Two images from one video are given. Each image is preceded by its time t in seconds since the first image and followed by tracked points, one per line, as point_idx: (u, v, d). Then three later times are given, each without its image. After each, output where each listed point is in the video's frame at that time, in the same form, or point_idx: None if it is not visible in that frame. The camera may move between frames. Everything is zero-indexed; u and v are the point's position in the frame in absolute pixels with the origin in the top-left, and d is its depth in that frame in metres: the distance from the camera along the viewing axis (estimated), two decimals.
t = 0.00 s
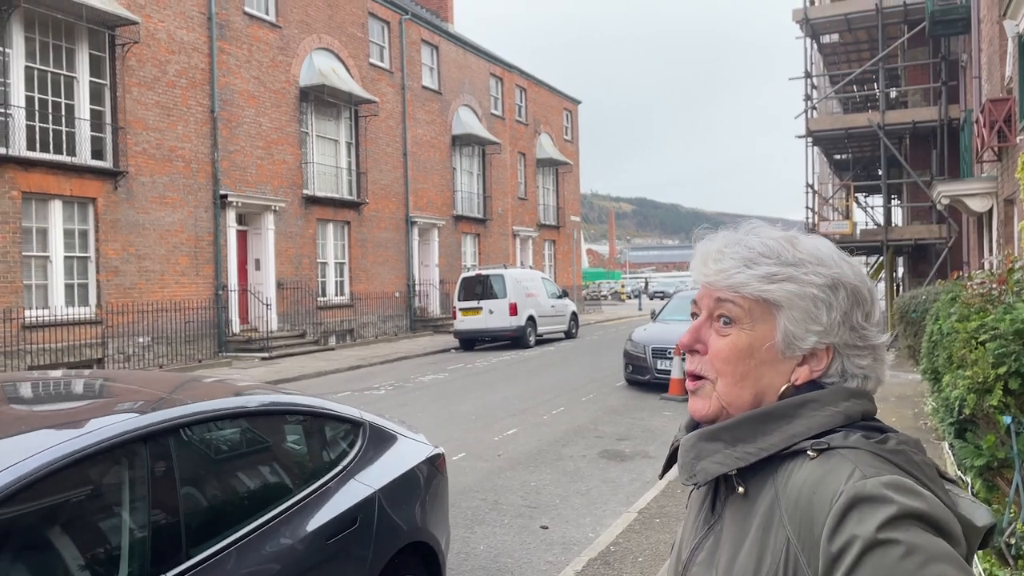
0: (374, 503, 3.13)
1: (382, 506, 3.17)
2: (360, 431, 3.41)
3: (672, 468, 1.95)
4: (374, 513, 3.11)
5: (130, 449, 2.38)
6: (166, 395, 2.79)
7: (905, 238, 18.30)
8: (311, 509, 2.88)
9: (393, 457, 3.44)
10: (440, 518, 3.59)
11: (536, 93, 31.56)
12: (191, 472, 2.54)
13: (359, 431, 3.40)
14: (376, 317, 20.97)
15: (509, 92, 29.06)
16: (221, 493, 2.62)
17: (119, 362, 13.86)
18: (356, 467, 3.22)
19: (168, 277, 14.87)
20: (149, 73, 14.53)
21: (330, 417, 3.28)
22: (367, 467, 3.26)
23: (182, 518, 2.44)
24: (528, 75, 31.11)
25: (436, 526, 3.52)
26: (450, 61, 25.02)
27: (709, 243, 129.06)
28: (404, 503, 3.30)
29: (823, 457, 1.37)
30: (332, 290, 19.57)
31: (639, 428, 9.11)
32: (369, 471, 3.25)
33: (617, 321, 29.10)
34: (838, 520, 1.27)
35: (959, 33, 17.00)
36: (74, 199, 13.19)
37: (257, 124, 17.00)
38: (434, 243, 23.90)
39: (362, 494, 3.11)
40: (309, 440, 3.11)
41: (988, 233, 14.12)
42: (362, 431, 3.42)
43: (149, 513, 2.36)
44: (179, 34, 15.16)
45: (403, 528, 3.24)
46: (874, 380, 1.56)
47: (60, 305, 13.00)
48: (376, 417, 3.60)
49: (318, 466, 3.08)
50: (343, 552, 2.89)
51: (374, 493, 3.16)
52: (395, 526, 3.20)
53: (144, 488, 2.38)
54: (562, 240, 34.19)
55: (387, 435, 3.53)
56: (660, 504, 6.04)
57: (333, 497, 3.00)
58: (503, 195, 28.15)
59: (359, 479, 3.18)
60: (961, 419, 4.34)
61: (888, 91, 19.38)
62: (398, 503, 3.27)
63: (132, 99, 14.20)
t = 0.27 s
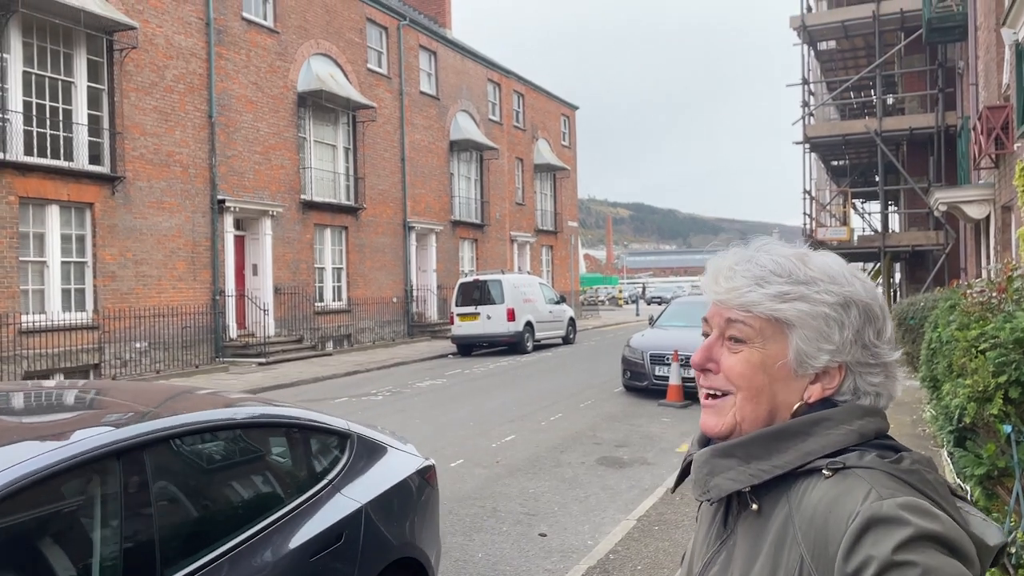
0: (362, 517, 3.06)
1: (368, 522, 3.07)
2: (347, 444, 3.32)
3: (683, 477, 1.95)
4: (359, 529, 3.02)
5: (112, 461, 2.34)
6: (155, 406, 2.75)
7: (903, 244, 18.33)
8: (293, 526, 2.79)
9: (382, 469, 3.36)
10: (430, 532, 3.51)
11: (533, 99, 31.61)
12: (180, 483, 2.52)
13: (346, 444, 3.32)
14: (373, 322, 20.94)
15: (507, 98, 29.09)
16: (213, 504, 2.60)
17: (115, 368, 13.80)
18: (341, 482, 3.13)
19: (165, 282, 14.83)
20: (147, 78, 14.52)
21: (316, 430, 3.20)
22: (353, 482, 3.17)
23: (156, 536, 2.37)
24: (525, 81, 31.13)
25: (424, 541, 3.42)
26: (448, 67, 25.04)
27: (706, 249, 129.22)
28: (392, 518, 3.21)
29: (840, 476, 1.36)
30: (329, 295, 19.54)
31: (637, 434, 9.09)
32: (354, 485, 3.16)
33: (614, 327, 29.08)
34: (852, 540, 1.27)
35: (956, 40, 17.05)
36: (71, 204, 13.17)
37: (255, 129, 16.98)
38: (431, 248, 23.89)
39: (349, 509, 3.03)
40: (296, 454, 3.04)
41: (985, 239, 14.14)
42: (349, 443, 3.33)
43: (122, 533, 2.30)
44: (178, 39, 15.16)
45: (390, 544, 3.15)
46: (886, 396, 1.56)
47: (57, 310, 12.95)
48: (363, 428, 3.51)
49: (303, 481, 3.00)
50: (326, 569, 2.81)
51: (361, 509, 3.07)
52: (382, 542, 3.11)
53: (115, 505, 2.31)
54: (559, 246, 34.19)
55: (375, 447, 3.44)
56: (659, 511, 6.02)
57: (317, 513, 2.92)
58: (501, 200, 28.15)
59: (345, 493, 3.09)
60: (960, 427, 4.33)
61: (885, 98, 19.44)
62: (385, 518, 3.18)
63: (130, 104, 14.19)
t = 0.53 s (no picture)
0: (350, 525, 3.01)
1: (355, 533, 3.01)
2: (335, 451, 3.27)
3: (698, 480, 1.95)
4: (345, 540, 2.96)
5: (100, 468, 2.32)
6: (140, 413, 2.70)
7: (894, 249, 18.41)
8: (277, 536, 2.73)
9: (372, 476, 3.31)
10: (420, 541, 3.45)
11: (526, 103, 31.64)
12: (171, 490, 2.52)
13: (334, 451, 3.26)
14: (366, 326, 20.88)
15: (500, 102, 29.12)
16: (205, 510, 2.59)
17: (107, 372, 13.71)
18: (328, 490, 3.07)
19: (156, 285, 14.76)
20: (139, 81, 14.46)
21: (303, 437, 3.14)
22: (340, 491, 3.11)
23: (133, 550, 2.32)
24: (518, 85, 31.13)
25: (412, 551, 3.35)
26: (441, 71, 25.04)
27: (698, 253, 129.58)
28: (379, 528, 3.15)
29: (855, 477, 1.37)
30: (322, 299, 19.47)
31: (631, 438, 9.08)
32: (341, 495, 3.09)
33: (607, 331, 29.09)
34: (868, 539, 1.28)
35: (946, 46, 17.17)
36: (62, 207, 13.09)
37: (247, 132, 16.93)
38: (424, 252, 23.86)
39: (337, 517, 2.98)
40: (284, 462, 2.98)
41: (976, 244, 14.23)
42: (338, 450, 3.28)
43: (97, 547, 2.25)
44: (170, 42, 15.11)
45: (378, 556, 3.08)
46: (900, 401, 1.56)
47: (47, 314, 12.86)
48: (351, 435, 3.45)
49: (290, 490, 2.94)
50: None
51: (347, 518, 3.01)
52: (369, 554, 3.04)
53: (93, 516, 2.26)
54: (551, 250, 34.21)
55: (364, 454, 3.38)
56: (655, 515, 6.01)
57: (303, 522, 2.86)
58: (493, 204, 28.14)
59: (333, 502, 3.04)
60: (954, 431, 4.36)
61: (876, 103, 19.55)
62: (373, 528, 3.12)
63: (122, 107, 14.12)
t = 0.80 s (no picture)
0: (336, 531, 2.93)
1: (340, 539, 2.93)
2: (321, 455, 3.20)
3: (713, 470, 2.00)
4: (330, 546, 2.88)
5: (79, 473, 2.25)
6: (128, 415, 2.68)
7: (879, 251, 18.59)
8: (260, 542, 2.65)
9: (359, 481, 3.24)
10: (406, 548, 3.37)
11: (513, 105, 31.70)
12: (157, 494, 2.46)
13: (320, 455, 3.19)
14: (353, 327, 20.81)
15: (487, 104, 29.13)
16: (192, 515, 2.54)
17: (92, 374, 13.60)
18: (313, 495, 3.00)
19: (143, 287, 14.67)
20: (125, 81, 14.37)
21: (288, 441, 3.07)
22: (326, 496, 3.04)
23: (115, 556, 2.26)
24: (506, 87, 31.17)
25: (397, 557, 3.26)
26: (428, 73, 25.04)
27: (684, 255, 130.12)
28: (365, 532, 3.08)
29: (863, 468, 1.41)
30: (309, 300, 19.41)
31: (620, 439, 9.13)
32: (327, 499, 3.02)
33: (594, 333, 29.18)
34: (872, 527, 1.32)
35: (929, 51, 17.38)
36: (47, 208, 12.98)
37: (235, 133, 16.85)
38: (411, 253, 23.83)
39: (323, 523, 2.91)
40: (268, 467, 2.92)
41: (960, 247, 14.40)
42: (324, 454, 3.21)
43: (73, 556, 2.17)
44: (157, 42, 15.02)
45: (362, 562, 3.00)
46: (910, 397, 1.60)
47: (32, 315, 12.75)
48: (337, 438, 3.38)
49: (274, 494, 2.88)
50: None
51: (333, 524, 2.94)
52: (354, 560, 2.97)
53: (68, 524, 2.18)
54: (539, 252, 34.28)
55: (349, 458, 3.31)
56: (645, 515, 6.04)
57: (287, 528, 2.78)
58: (481, 206, 28.17)
59: (318, 507, 2.96)
60: (943, 431, 4.41)
61: (861, 107, 19.74)
62: (360, 533, 3.05)
63: (108, 107, 14.03)
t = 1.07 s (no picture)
0: (313, 535, 2.90)
1: (318, 544, 2.91)
2: (298, 460, 3.19)
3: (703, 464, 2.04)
4: (307, 551, 2.85)
5: (49, 479, 2.23)
6: (107, 418, 2.67)
7: (858, 252, 18.81)
8: (235, 548, 2.63)
9: (338, 485, 3.23)
10: (386, 552, 3.34)
11: (496, 105, 31.72)
12: (134, 497, 2.46)
13: (297, 460, 3.18)
14: (335, 327, 20.72)
15: (470, 104, 29.12)
16: (171, 518, 2.54)
17: (70, 374, 13.44)
18: (290, 500, 2.98)
19: (122, 287, 14.52)
20: (105, 79, 14.22)
21: (265, 445, 3.06)
22: (303, 500, 3.01)
23: (90, 560, 2.26)
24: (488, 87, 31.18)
25: (376, 562, 3.23)
26: (411, 72, 24.99)
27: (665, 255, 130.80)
28: (343, 536, 3.05)
29: (841, 459, 1.45)
30: (290, 300, 19.30)
31: (603, 439, 9.18)
32: (304, 503, 3.00)
33: (576, 333, 29.27)
34: (852, 516, 1.36)
35: (907, 54, 17.62)
36: (25, 207, 12.81)
37: (215, 132, 16.72)
38: (394, 253, 23.77)
39: (300, 528, 2.88)
40: (244, 471, 2.90)
41: (937, 248, 14.61)
42: (301, 459, 3.20)
43: (43, 561, 2.16)
44: (137, 40, 14.87)
45: (340, 567, 2.98)
46: (887, 389, 1.64)
47: (9, 315, 12.58)
48: (315, 442, 3.37)
49: (250, 499, 2.86)
50: None
51: (310, 529, 2.91)
52: (332, 565, 2.94)
53: (36, 530, 2.17)
54: (521, 252, 34.33)
55: (328, 462, 3.30)
56: (628, 514, 6.08)
57: (263, 532, 2.76)
58: (463, 206, 28.17)
59: (296, 512, 2.94)
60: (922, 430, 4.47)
61: (840, 109, 19.96)
62: (339, 537, 3.03)
63: (87, 105, 13.87)
